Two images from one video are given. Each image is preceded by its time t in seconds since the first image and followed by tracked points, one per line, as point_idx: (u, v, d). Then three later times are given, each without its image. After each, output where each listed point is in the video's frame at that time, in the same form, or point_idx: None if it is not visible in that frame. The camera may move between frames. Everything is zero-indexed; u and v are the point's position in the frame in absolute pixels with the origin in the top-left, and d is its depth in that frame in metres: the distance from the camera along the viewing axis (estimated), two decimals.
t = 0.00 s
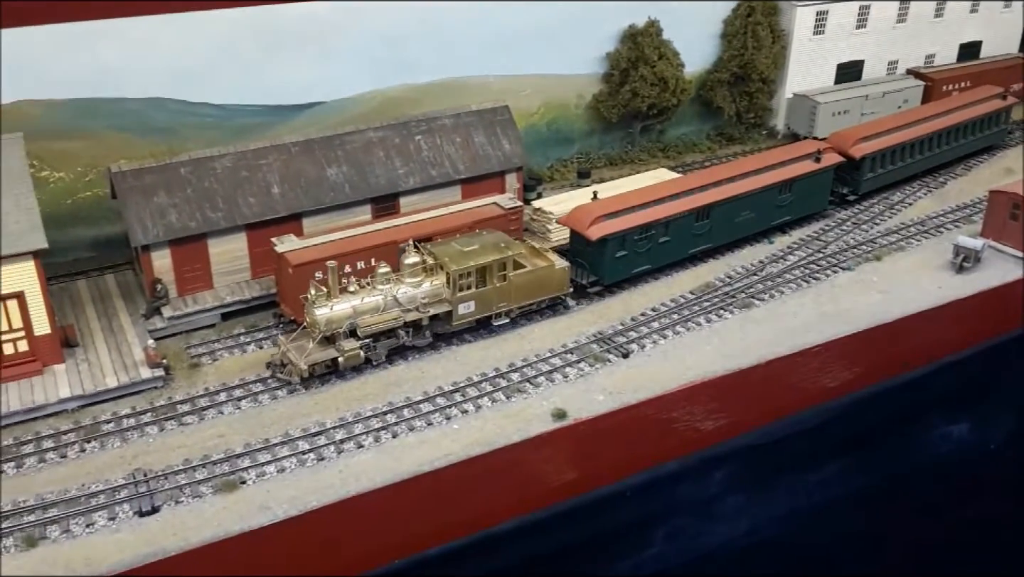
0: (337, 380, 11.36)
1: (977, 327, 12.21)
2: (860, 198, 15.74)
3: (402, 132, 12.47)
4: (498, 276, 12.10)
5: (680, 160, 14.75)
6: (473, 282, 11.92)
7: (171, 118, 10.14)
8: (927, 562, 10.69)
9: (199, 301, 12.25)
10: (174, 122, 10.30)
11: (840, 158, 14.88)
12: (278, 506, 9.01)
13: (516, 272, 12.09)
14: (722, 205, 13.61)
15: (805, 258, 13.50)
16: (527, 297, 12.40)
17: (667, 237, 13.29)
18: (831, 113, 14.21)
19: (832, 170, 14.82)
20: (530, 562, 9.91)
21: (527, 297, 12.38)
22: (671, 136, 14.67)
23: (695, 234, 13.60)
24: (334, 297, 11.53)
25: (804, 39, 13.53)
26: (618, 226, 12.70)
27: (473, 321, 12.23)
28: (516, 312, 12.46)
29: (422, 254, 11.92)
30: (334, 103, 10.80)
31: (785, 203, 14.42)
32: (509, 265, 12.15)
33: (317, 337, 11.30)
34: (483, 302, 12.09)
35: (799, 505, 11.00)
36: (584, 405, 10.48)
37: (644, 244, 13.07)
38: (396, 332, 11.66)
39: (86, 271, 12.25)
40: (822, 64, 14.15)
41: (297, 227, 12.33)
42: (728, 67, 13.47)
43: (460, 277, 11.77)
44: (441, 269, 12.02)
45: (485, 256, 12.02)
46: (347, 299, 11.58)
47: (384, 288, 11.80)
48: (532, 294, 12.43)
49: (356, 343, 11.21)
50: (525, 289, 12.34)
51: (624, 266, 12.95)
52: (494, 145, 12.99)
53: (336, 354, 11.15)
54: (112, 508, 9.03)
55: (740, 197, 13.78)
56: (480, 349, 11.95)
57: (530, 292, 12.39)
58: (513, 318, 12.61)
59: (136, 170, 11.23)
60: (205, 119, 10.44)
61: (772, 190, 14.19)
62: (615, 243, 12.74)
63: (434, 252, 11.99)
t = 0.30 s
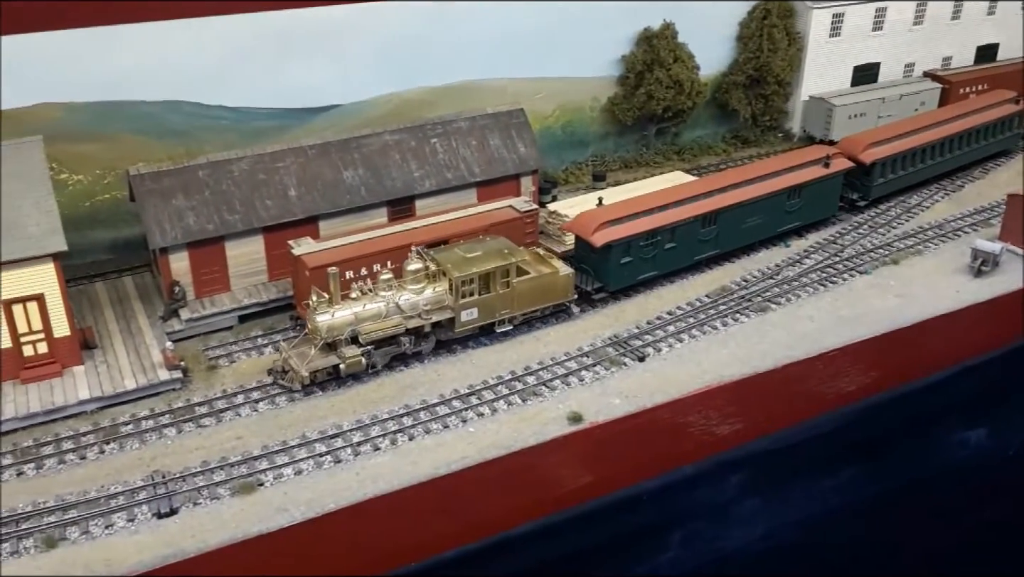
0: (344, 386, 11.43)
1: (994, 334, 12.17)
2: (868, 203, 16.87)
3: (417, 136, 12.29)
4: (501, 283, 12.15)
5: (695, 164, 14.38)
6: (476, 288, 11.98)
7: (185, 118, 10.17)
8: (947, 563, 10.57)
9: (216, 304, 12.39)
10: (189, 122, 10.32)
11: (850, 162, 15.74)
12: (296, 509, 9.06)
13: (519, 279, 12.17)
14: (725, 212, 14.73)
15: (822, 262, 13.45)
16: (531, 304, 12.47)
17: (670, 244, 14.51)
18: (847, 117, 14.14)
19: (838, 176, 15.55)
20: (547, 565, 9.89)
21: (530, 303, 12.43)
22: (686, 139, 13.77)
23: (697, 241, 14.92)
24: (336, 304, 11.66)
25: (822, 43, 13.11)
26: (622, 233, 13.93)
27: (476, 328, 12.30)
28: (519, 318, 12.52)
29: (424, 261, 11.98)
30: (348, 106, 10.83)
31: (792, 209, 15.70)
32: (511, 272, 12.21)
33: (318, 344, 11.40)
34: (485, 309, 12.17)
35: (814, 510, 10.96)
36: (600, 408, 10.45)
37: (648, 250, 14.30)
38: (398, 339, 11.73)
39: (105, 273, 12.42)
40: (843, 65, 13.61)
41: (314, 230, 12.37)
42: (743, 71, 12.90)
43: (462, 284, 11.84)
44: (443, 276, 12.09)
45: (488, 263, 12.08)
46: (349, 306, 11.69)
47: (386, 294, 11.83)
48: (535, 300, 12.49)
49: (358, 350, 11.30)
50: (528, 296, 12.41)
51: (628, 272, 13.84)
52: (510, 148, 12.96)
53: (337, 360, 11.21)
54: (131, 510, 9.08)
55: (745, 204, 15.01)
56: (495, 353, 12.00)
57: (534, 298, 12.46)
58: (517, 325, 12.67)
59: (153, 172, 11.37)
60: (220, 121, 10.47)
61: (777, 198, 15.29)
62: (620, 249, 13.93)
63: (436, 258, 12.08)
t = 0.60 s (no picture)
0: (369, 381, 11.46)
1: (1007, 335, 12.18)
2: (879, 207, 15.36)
3: (432, 136, 12.50)
4: (503, 286, 11.89)
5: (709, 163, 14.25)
6: (477, 292, 11.73)
7: (203, 119, 10.31)
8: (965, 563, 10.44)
9: (232, 302, 12.40)
10: (206, 123, 10.47)
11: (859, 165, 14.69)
12: (311, 507, 9.08)
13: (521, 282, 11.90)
14: (733, 215, 13.29)
15: (837, 263, 13.39)
16: (534, 306, 12.21)
17: (678, 247, 13.03)
18: (863, 117, 13.89)
19: (849, 179, 14.49)
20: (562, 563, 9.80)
21: (533, 307, 12.19)
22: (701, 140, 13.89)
23: (705, 244, 13.30)
24: (336, 306, 11.44)
25: (836, 44, 13.29)
26: (626, 235, 12.45)
27: (477, 331, 12.08)
28: (522, 322, 12.30)
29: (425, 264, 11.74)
30: (363, 105, 10.95)
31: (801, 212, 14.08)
32: (514, 275, 11.93)
33: (319, 347, 11.20)
34: (487, 312, 11.92)
35: (833, 511, 10.90)
36: (614, 409, 10.44)
37: (654, 253, 12.84)
38: (399, 342, 11.52)
39: (122, 271, 12.62)
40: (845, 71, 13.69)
41: (328, 229, 12.39)
42: (757, 70, 13.15)
43: (463, 287, 11.59)
44: (445, 279, 11.83)
45: (491, 265, 11.82)
46: (350, 309, 11.47)
47: (386, 297, 11.71)
48: (538, 303, 12.22)
49: (358, 352, 11.15)
50: (531, 299, 12.14)
51: (634, 276, 12.73)
52: (524, 147, 13.01)
53: (338, 363, 11.06)
54: (148, 507, 9.13)
55: (754, 206, 13.50)
56: (510, 352, 11.98)
57: (536, 301, 12.20)
58: (520, 328, 12.47)
59: (167, 171, 11.36)
60: (236, 121, 10.62)
61: (788, 200, 13.85)
62: (623, 253, 12.54)
63: (438, 261, 11.80)
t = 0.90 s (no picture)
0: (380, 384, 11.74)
1: None
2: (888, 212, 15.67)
3: (448, 138, 12.13)
4: (506, 291, 12.19)
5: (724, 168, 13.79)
6: (478, 297, 12.02)
7: (220, 122, 10.34)
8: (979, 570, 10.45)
9: (248, 305, 12.65)
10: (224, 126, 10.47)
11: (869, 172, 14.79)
12: (327, 508, 9.13)
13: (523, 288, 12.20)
14: (739, 222, 13.80)
15: (853, 267, 13.30)
16: (537, 313, 12.43)
17: (683, 253, 13.56)
18: (879, 121, 13.75)
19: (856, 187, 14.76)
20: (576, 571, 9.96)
21: (535, 313, 12.46)
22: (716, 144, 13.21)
23: (710, 250, 13.80)
24: (337, 312, 11.79)
25: (853, 47, 12.83)
26: (629, 242, 12.93)
27: (480, 336, 12.35)
28: (524, 327, 12.54)
29: (426, 270, 12.06)
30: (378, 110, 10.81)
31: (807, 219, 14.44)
32: (516, 281, 12.27)
33: (319, 352, 11.49)
34: (488, 318, 12.20)
35: (849, 517, 10.88)
36: (630, 412, 10.38)
37: (658, 260, 13.37)
38: (401, 347, 11.85)
39: (138, 272, 12.51)
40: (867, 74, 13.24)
41: (345, 232, 12.53)
42: (773, 74, 12.62)
43: (465, 293, 11.91)
44: (446, 285, 12.17)
45: (493, 272, 12.15)
46: (351, 314, 11.83)
47: (388, 303, 11.99)
48: (540, 309, 12.44)
49: (359, 359, 11.39)
50: (532, 305, 12.40)
51: (638, 282, 13.22)
52: (540, 152, 12.64)
53: (338, 370, 11.31)
54: (165, 507, 9.19)
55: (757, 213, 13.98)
56: (524, 355, 12.05)
57: (537, 308, 12.45)
58: (522, 334, 12.68)
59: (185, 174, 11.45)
60: (250, 123, 10.57)
61: (794, 206, 14.26)
62: (628, 259, 12.98)
63: (441, 267, 12.14)
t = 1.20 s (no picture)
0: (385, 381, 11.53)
1: None
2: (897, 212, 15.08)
3: (459, 134, 12.43)
4: (505, 291, 11.83)
5: (733, 162, 14.06)
6: (478, 296, 11.67)
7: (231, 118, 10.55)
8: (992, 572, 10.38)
9: (259, 298, 12.57)
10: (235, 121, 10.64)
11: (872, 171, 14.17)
12: (339, 502, 9.14)
13: (524, 287, 11.84)
14: (741, 221, 13.15)
15: (865, 264, 13.26)
16: (535, 313, 12.13)
17: (687, 252, 12.92)
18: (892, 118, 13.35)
19: (864, 184, 14.09)
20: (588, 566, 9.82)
21: (536, 312, 12.12)
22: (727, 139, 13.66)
23: (715, 249, 13.17)
24: (336, 309, 11.50)
25: (862, 44, 12.95)
26: (631, 241, 12.38)
27: (479, 336, 12.02)
28: (525, 327, 12.25)
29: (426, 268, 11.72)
30: (387, 106, 10.95)
31: (813, 218, 13.87)
32: (516, 280, 11.88)
33: (318, 350, 11.25)
34: (488, 317, 11.86)
35: (860, 515, 10.81)
36: (641, 408, 10.41)
37: (661, 258, 12.75)
38: (399, 347, 11.55)
39: (151, 267, 12.68)
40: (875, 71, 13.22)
41: (355, 226, 12.47)
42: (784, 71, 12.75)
43: (464, 291, 11.58)
44: (445, 283, 11.80)
45: (492, 270, 11.79)
46: (350, 312, 11.51)
47: (387, 301, 11.66)
48: (541, 309, 12.13)
49: (356, 357, 11.11)
50: (532, 304, 12.06)
51: (640, 281, 12.64)
52: (550, 147, 12.83)
53: (335, 368, 11.05)
54: (177, 501, 9.21)
55: (762, 213, 13.33)
56: (534, 351, 12.00)
57: (538, 307, 12.12)
58: (524, 333, 12.41)
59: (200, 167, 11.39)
60: (263, 118, 10.70)
61: (799, 205, 13.65)
62: (630, 257, 12.47)
63: (439, 265, 11.78)
